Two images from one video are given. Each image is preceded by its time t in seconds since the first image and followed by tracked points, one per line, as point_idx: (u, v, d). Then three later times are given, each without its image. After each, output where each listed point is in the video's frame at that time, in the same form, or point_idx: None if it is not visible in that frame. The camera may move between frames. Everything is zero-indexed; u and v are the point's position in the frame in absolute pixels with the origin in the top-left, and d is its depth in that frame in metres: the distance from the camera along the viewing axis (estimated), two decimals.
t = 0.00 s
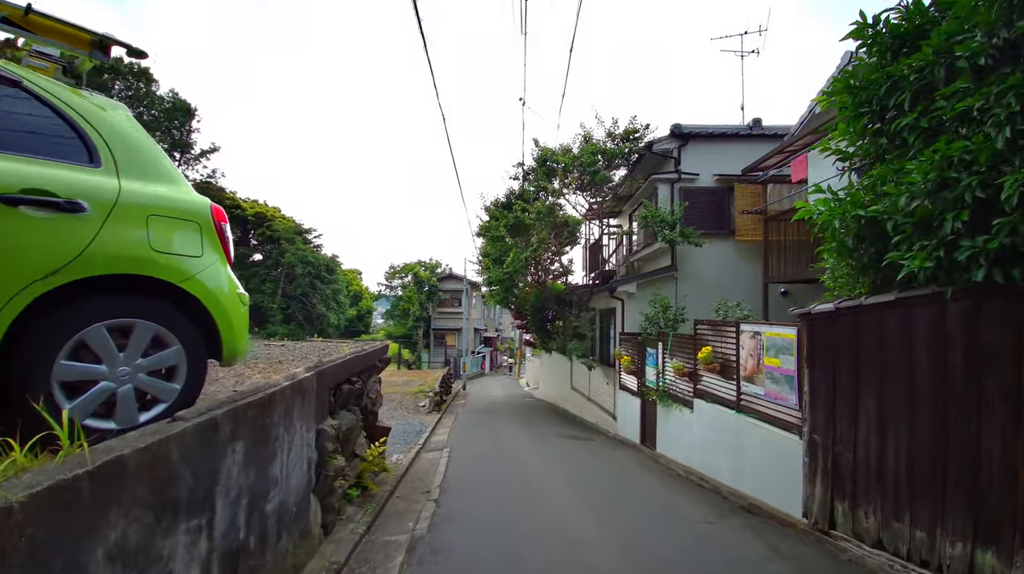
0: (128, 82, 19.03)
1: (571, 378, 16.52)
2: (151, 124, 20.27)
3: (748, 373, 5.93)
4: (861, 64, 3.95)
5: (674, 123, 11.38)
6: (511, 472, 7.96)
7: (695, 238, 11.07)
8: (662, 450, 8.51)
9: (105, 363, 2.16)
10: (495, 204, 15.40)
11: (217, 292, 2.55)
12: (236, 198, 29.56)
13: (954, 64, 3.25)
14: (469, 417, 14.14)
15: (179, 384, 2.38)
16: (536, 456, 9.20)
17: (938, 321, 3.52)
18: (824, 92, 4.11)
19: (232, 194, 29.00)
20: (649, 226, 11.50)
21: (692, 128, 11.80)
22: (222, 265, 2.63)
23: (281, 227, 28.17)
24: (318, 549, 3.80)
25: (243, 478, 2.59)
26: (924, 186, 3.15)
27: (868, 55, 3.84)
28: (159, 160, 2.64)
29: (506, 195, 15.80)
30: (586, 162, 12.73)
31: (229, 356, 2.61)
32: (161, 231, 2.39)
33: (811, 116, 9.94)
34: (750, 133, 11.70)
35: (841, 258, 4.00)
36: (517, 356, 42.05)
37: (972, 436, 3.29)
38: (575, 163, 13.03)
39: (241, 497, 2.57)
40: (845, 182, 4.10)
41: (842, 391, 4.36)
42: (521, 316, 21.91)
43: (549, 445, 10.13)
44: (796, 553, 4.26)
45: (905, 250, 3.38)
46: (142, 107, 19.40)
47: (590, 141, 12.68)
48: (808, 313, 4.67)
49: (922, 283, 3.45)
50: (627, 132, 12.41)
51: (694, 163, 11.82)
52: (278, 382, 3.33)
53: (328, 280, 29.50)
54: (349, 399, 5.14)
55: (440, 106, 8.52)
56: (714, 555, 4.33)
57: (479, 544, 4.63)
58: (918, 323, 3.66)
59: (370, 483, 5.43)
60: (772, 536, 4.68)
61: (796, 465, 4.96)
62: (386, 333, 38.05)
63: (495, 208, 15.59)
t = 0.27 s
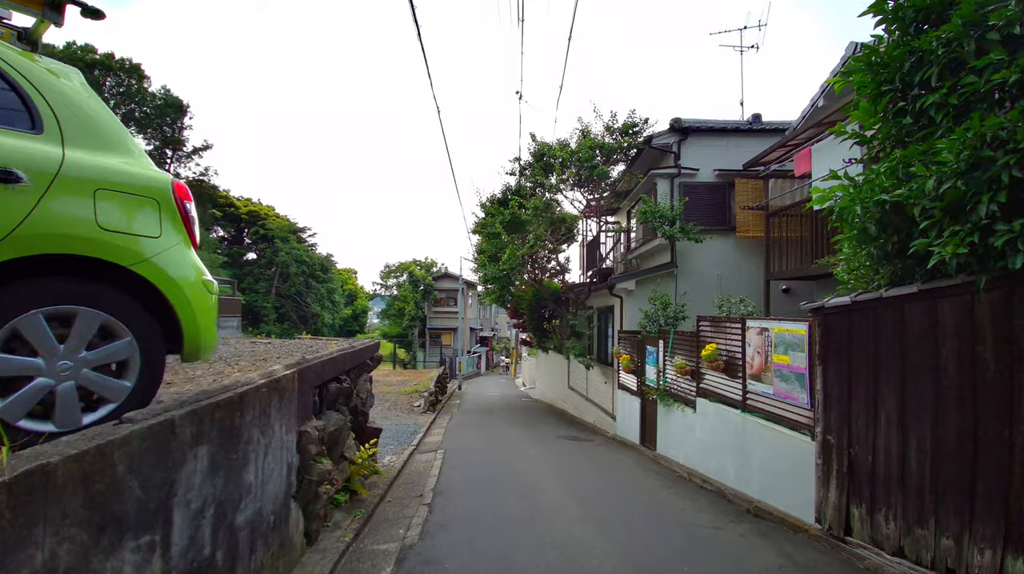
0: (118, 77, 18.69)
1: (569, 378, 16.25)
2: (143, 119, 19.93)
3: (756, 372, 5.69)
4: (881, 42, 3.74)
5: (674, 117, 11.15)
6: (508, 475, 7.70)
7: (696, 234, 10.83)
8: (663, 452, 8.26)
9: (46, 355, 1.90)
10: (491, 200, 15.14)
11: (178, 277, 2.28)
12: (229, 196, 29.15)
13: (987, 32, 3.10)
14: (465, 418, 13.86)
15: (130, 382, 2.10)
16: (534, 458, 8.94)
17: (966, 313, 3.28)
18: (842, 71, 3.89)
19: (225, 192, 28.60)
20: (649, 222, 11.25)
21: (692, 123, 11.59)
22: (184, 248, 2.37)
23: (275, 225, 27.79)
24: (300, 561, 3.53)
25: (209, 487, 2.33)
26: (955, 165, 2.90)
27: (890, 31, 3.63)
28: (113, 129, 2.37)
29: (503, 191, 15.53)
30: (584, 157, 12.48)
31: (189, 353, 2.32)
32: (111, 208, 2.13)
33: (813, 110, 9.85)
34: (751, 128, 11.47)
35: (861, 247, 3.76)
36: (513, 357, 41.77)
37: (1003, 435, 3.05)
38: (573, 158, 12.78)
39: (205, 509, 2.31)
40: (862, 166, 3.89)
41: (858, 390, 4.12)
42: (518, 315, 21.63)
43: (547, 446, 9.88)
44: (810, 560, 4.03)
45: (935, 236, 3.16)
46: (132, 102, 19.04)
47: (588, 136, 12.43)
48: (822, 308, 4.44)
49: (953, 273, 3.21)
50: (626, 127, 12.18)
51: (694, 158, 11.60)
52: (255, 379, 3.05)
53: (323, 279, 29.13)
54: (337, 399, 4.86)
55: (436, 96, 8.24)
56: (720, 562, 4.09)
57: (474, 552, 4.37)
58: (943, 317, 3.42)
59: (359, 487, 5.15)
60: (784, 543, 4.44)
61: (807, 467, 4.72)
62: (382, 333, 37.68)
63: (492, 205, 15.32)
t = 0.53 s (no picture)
0: (110, 74, 18.37)
1: (568, 378, 16.00)
2: (136, 117, 19.62)
3: (767, 372, 5.43)
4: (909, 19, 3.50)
5: (676, 111, 10.90)
6: (508, 479, 7.44)
7: (698, 231, 10.58)
8: (667, 455, 8.01)
9: None
10: (489, 197, 14.87)
11: (133, 263, 2.05)
12: (223, 194, 28.81)
13: None
14: (464, 419, 13.60)
15: (76, 384, 1.91)
16: (534, 461, 8.68)
17: (1003, 307, 3.02)
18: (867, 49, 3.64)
19: (219, 190, 28.26)
20: (650, 219, 11.00)
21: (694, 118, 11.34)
22: (141, 230, 2.15)
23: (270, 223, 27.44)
24: None
25: (170, 506, 2.07)
26: (997, 148, 2.66)
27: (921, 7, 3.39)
28: (61, 99, 2.15)
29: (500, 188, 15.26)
30: (584, 153, 12.23)
31: (147, 351, 2.07)
32: (53, 186, 1.92)
33: (820, 103, 9.80)
34: (755, 123, 11.23)
35: (888, 238, 3.51)
36: (511, 357, 41.48)
37: None
38: (573, 155, 12.52)
39: (167, 531, 2.05)
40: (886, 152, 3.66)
41: (882, 391, 3.88)
42: (517, 314, 21.35)
43: (547, 448, 9.63)
44: None
45: (976, 224, 2.92)
46: (124, 98, 18.73)
47: (588, 131, 12.17)
48: (841, 304, 4.19)
49: (993, 263, 2.94)
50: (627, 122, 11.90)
51: (696, 154, 11.35)
52: (229, 380, 2.76)
53: (319, 278, 28.80)
54: (326, 401, 4.58)
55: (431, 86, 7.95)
56: None
57: (472, 564, 4.10)
58: (977, 312, 3.17)
59: (350, 495, 4.89)
60: (800, 554, 4.18)
61: (821, 472, 4.48)
62: (378, 333, 37.35)
63: (489, 202, 15.05)
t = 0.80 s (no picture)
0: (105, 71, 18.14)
1: (569, 378, 15.73)
2: (134, 113, 23.01)
3: (782, 372, 5.19)
4: None
5: (680, 105, 10.66)
6: (510, 480, 7.21)
7: (704, 227, 10.33)
8: (673, 457, 7.76)
9: None
10: (489, 194, 14.63)
11: (93, 249, 1.89)
12: (220, 193, 28.56)
13: None
14: (463, 420, 13.35)
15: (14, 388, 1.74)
16: (536, 462, 8.45)
17: None
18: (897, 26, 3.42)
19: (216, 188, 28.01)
20: (654, 215, 10.76)
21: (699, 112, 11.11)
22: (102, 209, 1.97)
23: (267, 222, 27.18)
24: None
25: (132, 523, 1.83)
26: None
27: None
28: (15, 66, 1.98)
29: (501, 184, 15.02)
30: (586, 148, 12.00)
31: (105, 348, 1.92)
32: None
33: (829, 96, 9.62)
34: (761, 117, 10.99)
35: (922, 228, 3.27)
36: (511, 357, 41.22)
37: None
38: (574, 150, 12.30)
39: (129, 552, 1.82)
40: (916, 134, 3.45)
41: (912, 392, 3.65)
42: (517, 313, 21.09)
43: (549, 449, 9.40)
44: None
45: None
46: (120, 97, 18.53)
47: (590, 126, 11.94)
48: (866, 300, 3.99)
49: None
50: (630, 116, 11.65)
51: (701, 149, 11.11)
52: (207, 381, 2.51)
53: (317, 278, 28.53)
54: (319, 403, 4.33)
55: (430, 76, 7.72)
56: None
57: None
58: (1019, 306, 2.92)
59: (346, 501, 4.63)
60: (821, 565, 3.95)
61: (844, 479, 4.27)
62: (377, 332, 37.10)
63: (490, 199, 14.82)
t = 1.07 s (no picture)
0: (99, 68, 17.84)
1: (571, 378, 15.45)
2: (129, 111, 23.22)
3: (803, 372, 4.90)
4: None
5: (686, 98, 10.38)
6: (513, 484, 6.95)
7: (711, 223, 10.05)
8: (681, 461, 7.49)
9: None
10: (489, 190, 14.36)
11: (34, 230, 1.65)
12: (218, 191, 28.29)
13: None
14: (463, 421, 13.05)
15: None
16: (539, 466, 8.17)
17: None
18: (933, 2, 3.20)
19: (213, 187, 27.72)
20: (658, 211, 10.48)
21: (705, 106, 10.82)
22: (43, 180, 1.75)
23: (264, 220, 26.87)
24: None
25: (79, 555, 1.57)
26: None
27: None
28: None
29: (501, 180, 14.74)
30: (589, 142, 11.73)
31: (44, 341, 1.65)
32: None
33: (841, 88, 9.39)
34: (768, 111, 10.72)
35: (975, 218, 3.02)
36: (510, 356, 40.95)
37: None
38: (577, 145, 12.03)
39: None
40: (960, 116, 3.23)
41: (953, 395, 3.38)
42: (517, 313, 20.80)
43: (551, 451, 9.12)
44: None
45: None
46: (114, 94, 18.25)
47: (593, 120, 11.66)
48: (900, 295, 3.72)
49: None
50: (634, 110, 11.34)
51: (707, 143, 10.83)
52: (179, 381, 2.23)
53: (315, 276, 28.19)
54: (311, 406, 4.04)
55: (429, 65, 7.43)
56: None
57: None
58: None
59: (340, 511, 4.34)
60: None
61: (872, 488, 4.01)
62: (376, 332, 36.81)
63: (490, 195, 14.54)
